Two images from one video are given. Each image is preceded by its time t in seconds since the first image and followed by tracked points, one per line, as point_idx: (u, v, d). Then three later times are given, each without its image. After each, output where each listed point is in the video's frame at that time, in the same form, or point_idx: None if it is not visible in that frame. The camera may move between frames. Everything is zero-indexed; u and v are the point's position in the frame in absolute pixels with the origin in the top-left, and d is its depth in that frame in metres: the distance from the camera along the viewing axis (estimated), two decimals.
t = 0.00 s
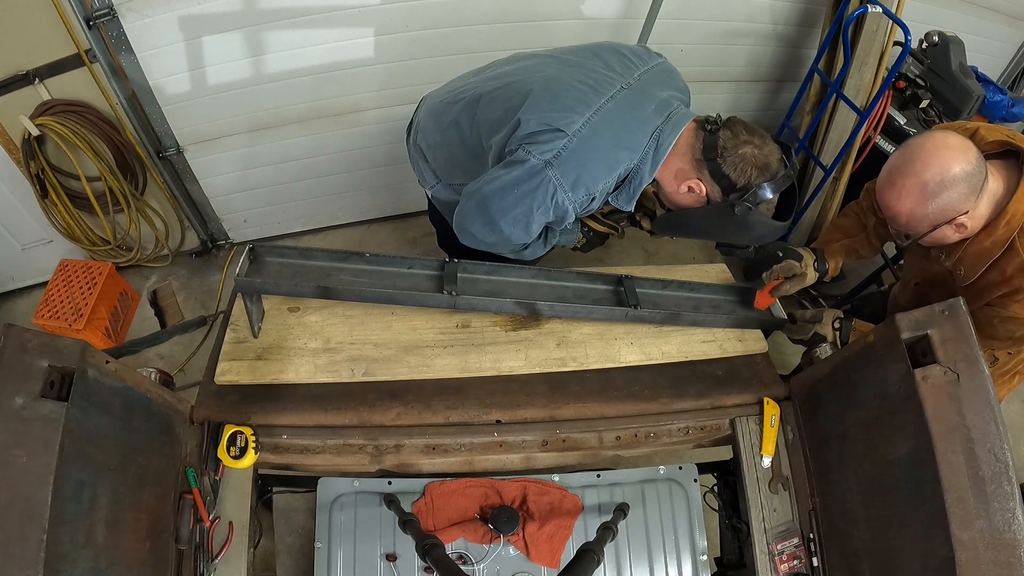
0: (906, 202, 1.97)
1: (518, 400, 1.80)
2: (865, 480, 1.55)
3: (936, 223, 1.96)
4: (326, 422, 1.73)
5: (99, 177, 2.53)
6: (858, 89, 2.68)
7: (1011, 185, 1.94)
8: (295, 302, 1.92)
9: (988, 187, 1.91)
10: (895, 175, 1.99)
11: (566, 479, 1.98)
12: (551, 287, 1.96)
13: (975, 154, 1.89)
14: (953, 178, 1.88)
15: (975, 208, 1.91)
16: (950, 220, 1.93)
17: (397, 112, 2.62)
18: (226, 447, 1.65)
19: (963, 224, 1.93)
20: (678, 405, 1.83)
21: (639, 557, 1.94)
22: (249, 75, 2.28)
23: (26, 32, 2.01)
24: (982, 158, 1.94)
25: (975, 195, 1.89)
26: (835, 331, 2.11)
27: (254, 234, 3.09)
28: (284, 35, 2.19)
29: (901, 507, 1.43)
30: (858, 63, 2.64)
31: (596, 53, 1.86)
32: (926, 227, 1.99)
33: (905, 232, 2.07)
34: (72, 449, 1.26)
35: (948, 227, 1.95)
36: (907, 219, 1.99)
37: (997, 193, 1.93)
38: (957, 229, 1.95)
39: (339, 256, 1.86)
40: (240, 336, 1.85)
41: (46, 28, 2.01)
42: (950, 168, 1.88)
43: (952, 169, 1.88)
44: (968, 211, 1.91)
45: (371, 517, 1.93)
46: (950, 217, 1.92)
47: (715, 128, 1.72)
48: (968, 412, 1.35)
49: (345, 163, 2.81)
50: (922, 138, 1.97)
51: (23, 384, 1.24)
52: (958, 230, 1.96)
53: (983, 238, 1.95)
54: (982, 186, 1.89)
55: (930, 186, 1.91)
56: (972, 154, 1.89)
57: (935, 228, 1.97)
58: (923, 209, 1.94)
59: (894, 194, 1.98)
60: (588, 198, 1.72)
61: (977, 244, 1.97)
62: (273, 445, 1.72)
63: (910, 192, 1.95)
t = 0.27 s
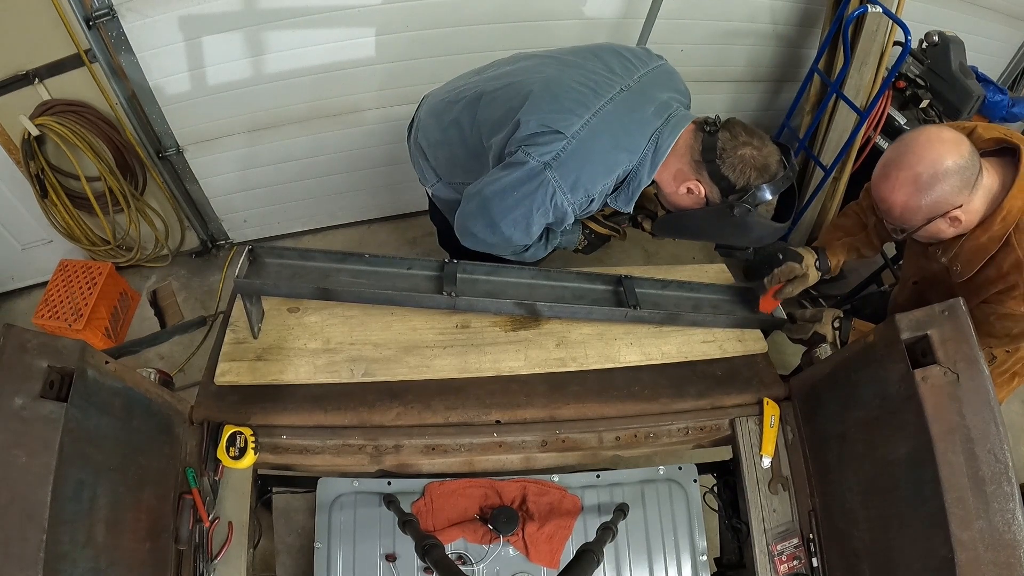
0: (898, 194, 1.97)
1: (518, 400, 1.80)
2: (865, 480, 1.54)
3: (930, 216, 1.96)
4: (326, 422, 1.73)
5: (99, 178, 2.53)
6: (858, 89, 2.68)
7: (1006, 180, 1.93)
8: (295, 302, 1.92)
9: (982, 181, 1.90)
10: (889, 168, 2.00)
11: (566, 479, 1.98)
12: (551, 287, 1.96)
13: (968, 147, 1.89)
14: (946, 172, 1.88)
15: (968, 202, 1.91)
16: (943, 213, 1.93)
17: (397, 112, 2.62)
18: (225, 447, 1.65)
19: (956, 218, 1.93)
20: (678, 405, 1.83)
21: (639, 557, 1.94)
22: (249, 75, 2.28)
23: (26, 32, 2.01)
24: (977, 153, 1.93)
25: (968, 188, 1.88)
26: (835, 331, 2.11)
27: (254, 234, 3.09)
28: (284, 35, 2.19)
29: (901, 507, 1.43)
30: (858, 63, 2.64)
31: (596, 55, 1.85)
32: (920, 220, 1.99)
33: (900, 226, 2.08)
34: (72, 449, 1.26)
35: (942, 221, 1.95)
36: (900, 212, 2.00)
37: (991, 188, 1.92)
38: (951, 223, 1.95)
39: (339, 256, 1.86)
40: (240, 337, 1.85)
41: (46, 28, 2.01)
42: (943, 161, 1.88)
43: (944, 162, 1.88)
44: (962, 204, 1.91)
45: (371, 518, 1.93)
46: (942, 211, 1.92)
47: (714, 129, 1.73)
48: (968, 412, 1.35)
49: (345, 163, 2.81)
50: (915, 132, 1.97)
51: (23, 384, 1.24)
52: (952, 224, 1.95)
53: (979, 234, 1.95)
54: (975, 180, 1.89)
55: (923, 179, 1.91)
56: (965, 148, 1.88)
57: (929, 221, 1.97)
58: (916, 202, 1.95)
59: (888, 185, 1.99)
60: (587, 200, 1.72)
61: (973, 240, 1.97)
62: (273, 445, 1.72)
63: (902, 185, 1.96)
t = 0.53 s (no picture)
0: (897, 193, 1.98)
1: (518, 400, 1.80)
2: (865, 480, 1.55)
3: (928, 216, 1.96)
4: (326, 422, 1.73)
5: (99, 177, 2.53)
6: (858, 89, 2.68)
7: (1006, 181, 1.93)
8: (296, 302, 1.92)
9: (981, 180, 1.91)
10: (889, 167, 2.00)
11: (566, 479, 1.98)
12: (551, 287, 1.96)
13: (967, 147, 1.89)
14: (944, 171, 1.88)
15: (967, 202, 1.91)
16: (942, 212, 1.93)
17: (397, 112, 2.62)
18: (226, 447, 1.65)
19: (955, 218, 1.93)
20: (678, 405, 1.83)
21: (639, 557, 1.94)
22: (249, 75, 2.28)
23: (26, 32, 2.01)
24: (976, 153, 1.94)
25: (967, 188, 1.89)
26: (835, 331, 2.14)
27: (254, 234, 3.09)
28: (284, 35, 2.20)
29: (901, 507, 1.43)
30: (859, 63, 2.64)
31: (595, 53, 1.85)
32: (919, 219, 1.99)
33: (899, 226, 2.08)
34: (72, 448, 1.26)
35: (941, 220, 1.95)
36: (899, 210, 2.01)
37: (990, 189, 1.92)
38: (950, 223, 1.95)
39: (339, 256, 1.86)
40: (240, 337, 1.85)
41: (46, 28, 2.01)
42: (941, 161, 1.89)
43: (943, 162, 1.89)
44: (960, 204, 1.91)
45: (371, 517, 1.93)
46: (942, 210, 1.93)
47: (713, 127, 1.73)
48: (968, 412, 1.35)
49: (345, 163, 2.81)
50: (915, 132, 1.98)
51: (23, 384, 1.24)
52: (951, 224, 1.95)
53: (978, 234, 1.95)
54: (974, 179, 1.89)
55: (921, 178, 1.92)
56: (964, 147, 1.89)
57: (928, 220, 1.97)
58: (915, 201, 1.95)
59: (887, 184, 2.00)
60: (586, 199, 1.72)
61: (972, 240, 1.97)
62: (273, 445, 1.72)
63: (901, 184, 1.96)
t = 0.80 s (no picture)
0: (898, 196, 1.99)
1: (518, 400, 1.80)
2: (865, 479, 1.55)
3: (929, 219, 1.96)
4: (326, 422, 1.73)
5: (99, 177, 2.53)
6: (858, 89, 2.68)
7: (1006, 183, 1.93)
8: (296, 302, 1.92)
9: (981, 183, 1.91)
10: (889, 170, 2.01)
11: (566, 479, 1.98)
12: (551, 287, 1.97)
13: (967, 150, 1.90)
14: (944, 175, 1.89)
15: (968, 204, 1.91)
16: (942, 215, 1.93)
17: (397, 112, 2.62)
18: (226, 447, 1.65)
19: (956, 221, 1.93)
20: (678, 405, 1.83)
21: (639, 557, 1.94)
22: (249, 74, 2.28)
23: (26, 32, 2.01)
24: (976, 155, 1.94)
25: (967, 191, 1.89)
26: (835, 331, 2.12)
27: (254, 234, 3.09)
28: (284, 35, 2.20)
29: (901, 507, 1.43)
30: (858, 63, 2.64)
31: (592, 52, 1.86)
32: (919, 223, 1.99)
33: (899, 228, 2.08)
34: (72, 448, 1.26)
35: (942, 223, 1.95)
36: (900, 213, 2.01)
37: (991, 191, 1.92)
38: (951, 225, 1.95)
39: (339, 256, 1.86)
40: (240, 336, 1.85)
41: (46, 28, 2.01)
42: (941, 164, 1.90)
43: (943, 165, 1.89)
44: (961, 207, 1.91)
45: (371, 517, 1.93)
46: (942, 213, 1.93)
47: (710, 125, 1.72)
48: (968, 413, 1.35)
49: (345, 163, 2.81)
50: (915, 135, 1.99)
51: (23, 384, 1.24)
52: (952, 226, 1.95)
53: (979, 236, 1.95)
54: (974, 182, 1.89)
55: (921, 182, 1.93)
56: (964, 151, 1.89)
57: (929, 223, 1.97)
58: (915, 204, 1.96)
59: (887, 187, 2.01)
60: (583, 197, 1.72)
61: (973, 242, 1.97)
62: (273, 445, 1.72)
63: (902, 187, 1.97)
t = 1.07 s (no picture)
0: (900, 194, 1.97)
1: (518, 400, 1.80)
2: (865, 479, 1.54)
3: (930, 217, 1.96)
4: (326, 422, 1.73)
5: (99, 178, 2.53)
6: (858, 89, 2.68)
7: (1006, 182, 1.93)
8: (296, 302, 1.92)
9: (983, 181, 1.91)
10: (891, 169, 2.00)
11: (566, 479, 1.98)
12: (551, 287, 1.97)
13: (968, 148, 1.90)
14: (946, 173, 1.89)
15: (970, 203, 1.91)
16: (944, 214, 1.93)
17: (397, 113, 2.62)
18: (225, 447, 1.65)
19: (958, 220, 1.93)
20: (678, 405, 1.83)
21: (638, 557, 1.94)
22: (249, 74, 2.28)
23: (26, 32, 2.01)
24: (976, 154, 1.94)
25: (969, 189, 1.89)
26: (836, 330, 2.12)
27: (254, 234, 3.09)
28: (284, 35, 2.20)
29: (901, 507, 1.43)
30: (859, 63, 2.64)
31: (589, 50, 1.86)
32: (921, 221, 1.99)
33: (901, 227, 2.07)
34: (73, 448, 1.26)
35: (943, 222, 1.95)
36: (902, 212, 2.00)
37: (991, 189, 1.93)
38: (952, 224, 1.95)
39: (339, 256, 1.86)
40: (240, 337, 1.85)
41: (46, 28, 2.01)
42: (942, 163, 1.89)
43: (945, 163, 1.89)
44: (963, 205, 1.91)
45: (371, 517, 1.93)
46: (944, 212, 1.93)
47: (707, 121, 1.72)
48: (968, 413, 1.35)
49: (345, 163, 2.81)
50: (916, 133, 1.98)
51: (23, 384, 1.24)
52: (953, 225, 1.95)
53: (980, 235, 1.95)
54: (976, 180, 1.89)
55: (923, 180, 1.92)
56: (965, 149, 1.89)
57: (930, 222, 1.97)
58: (917, 202, 1.95)
59: (889, 186, 1.99)
60: (581, 195, 1.72)
61: (974, 240, 1.97)
62: (273, 445, 1.72)
63: (904, 186, 1.96)
